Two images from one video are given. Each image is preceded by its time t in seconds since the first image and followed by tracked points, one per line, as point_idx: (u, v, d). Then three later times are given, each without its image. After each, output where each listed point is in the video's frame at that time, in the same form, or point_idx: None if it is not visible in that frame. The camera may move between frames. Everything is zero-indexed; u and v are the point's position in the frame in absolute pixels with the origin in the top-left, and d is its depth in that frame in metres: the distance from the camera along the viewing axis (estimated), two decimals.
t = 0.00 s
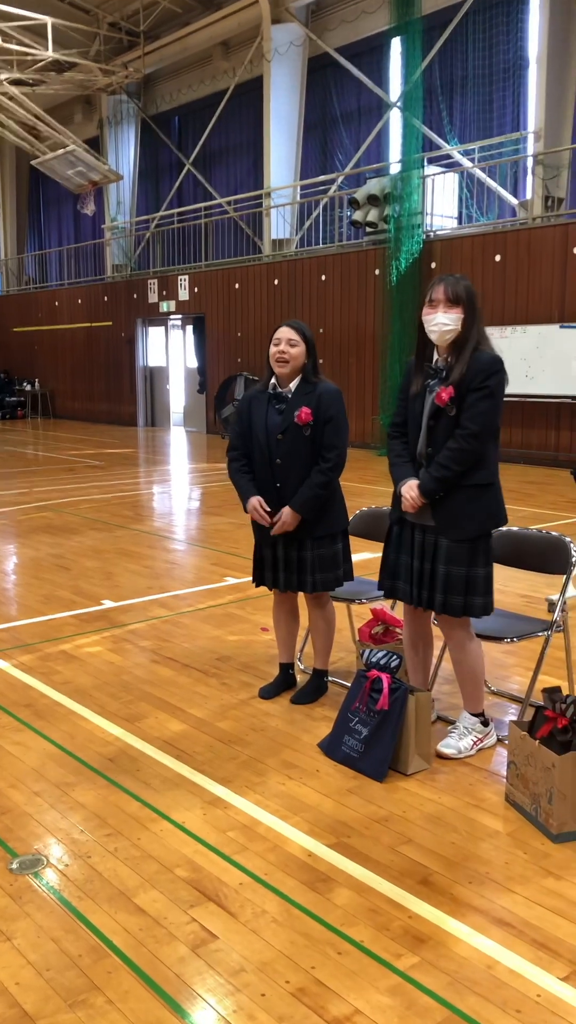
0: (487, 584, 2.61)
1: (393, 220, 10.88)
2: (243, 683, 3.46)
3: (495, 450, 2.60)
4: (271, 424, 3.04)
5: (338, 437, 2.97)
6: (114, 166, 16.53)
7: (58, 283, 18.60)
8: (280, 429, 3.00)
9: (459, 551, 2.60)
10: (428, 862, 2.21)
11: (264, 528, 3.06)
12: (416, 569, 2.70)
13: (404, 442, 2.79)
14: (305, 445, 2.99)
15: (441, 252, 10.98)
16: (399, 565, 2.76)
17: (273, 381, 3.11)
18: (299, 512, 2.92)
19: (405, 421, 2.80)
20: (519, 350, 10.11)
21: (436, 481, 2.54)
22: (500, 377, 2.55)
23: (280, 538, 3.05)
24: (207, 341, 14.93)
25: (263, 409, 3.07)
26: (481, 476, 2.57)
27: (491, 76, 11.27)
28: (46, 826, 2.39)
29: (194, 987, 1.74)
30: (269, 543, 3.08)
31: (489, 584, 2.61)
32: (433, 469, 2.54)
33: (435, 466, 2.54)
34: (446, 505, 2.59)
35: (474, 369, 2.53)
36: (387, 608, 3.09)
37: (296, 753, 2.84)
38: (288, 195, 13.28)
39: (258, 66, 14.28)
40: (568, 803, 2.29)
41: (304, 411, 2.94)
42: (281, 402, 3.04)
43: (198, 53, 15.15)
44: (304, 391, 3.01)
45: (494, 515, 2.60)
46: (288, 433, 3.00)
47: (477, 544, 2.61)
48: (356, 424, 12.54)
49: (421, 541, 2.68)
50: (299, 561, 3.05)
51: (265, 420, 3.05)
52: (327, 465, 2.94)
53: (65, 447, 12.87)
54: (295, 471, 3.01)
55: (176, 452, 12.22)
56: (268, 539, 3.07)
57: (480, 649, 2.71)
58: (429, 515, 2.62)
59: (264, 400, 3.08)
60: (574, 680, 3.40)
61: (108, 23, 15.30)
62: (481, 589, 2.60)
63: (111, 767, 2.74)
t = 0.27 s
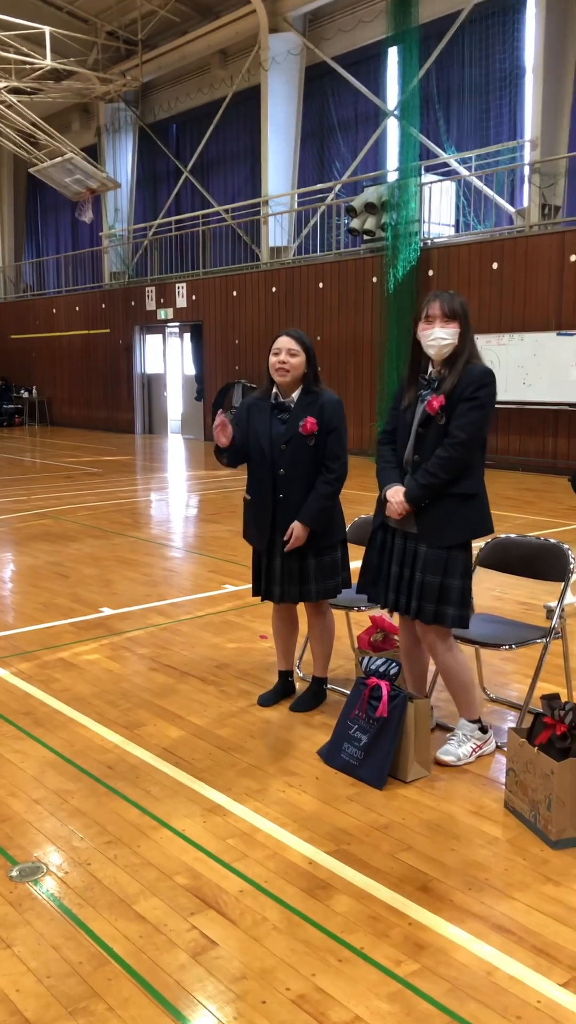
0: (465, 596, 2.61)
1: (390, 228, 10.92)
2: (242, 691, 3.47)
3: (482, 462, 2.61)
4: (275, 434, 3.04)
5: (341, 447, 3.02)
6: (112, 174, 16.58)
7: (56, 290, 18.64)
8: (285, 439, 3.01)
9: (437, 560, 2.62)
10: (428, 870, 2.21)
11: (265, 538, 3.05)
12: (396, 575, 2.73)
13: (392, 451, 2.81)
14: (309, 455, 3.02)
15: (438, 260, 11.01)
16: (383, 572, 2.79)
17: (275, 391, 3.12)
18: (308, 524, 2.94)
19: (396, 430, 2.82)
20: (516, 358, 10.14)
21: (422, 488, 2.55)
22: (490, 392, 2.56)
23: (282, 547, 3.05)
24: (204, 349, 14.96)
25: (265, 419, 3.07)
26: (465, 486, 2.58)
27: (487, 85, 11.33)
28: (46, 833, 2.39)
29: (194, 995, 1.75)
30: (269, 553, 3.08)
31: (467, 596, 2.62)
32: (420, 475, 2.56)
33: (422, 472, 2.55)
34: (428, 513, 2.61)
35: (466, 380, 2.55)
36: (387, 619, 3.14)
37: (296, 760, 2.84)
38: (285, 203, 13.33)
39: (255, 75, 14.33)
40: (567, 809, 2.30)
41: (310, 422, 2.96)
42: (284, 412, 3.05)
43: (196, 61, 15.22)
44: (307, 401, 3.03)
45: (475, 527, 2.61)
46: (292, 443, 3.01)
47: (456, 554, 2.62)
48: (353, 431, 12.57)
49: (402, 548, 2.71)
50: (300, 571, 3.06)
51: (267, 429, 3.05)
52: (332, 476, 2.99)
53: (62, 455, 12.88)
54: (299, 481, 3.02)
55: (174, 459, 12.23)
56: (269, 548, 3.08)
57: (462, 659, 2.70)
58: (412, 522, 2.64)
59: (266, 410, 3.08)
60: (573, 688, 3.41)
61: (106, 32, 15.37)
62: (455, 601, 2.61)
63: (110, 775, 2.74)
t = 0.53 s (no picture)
0: (449, 607, 2.64)
1: (387, 235, 10.95)
2: (239, 698, 3.47)
3: (471, 474, 2.63)
4: (272, 440, 3.05)
5: (339, 453, 3.03)
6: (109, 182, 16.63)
7: (53, 298, 18.65)
8: (283, 444, 3.02)
9: (422, 570, 2.64)
10: (426, 876, 2.21)
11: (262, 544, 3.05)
12: (383, 582, 2.77)
13: (383, 458, 2.83)
14: (307, 461, 3.02)
15: (435, 266, 11.05)
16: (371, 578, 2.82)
17: (270, 396, 3.11)
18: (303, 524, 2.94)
19: (388, 438, 2.84)
20: (513, 364, 10.16)
21: (411, 497, 2.56)
22: (484, 407, 2.57)
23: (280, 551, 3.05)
24: (201, 356, 14.98)
25: (262, 424, 3.06)
26: (455, 497, 2.60)
27: (483, 92, 11.37)
28: (43, 841, 2.39)
29: (192, 1002, 1.74)
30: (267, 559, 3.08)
31: (451, 607, 2.64)
32: (410, 485, 2.56)
33: (413, 482, 2.56)
34: (414, 522, 2.63)
35: (461, 393, 2.56)
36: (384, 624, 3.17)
37: (293, 767, 2.84)
38: (282, 210, 13.37)
39: (252, 83, 14.38)
40: (564, 815, 2.30)
41: (309, 428, 2.97)
42: (282, 418, 3.05)
43: (192, 70, 15.28)
44: (305, 406, 3.04)
45: (461, 539, 2.62)
46: (290, 449, 3.02)
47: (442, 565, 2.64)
48: (350, 438, 12.58)
49: (389, 555, 2.75)
50: (298, 576, 3.05)
51: (266, 435, 3.05)
52: (330, 481, 3.00)
53: (59, 462, 12.87)
54: (297, 485, 3.02)
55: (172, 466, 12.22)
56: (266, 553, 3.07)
57: (445, 662, 2.69)
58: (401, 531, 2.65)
59: (264, 416, 3.08)
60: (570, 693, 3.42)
61: (102, 41, 15.43)
62: (440, 611, 2.64)
63: (107, 782, 2.74)
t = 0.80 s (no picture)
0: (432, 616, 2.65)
1: (382, 242, 10.97)
2: (236, 704, 3.46)
3: (459, 485, 2.64)
4: (267, 446, 3.06)
5: (334, 459, 3.03)
6: (104, 190, 16.67)
7: (49, 305, 18.67)
8: (277, 451, 3.03)
9: (405, 578, 2.65)
10: (423, 881, 2.21)
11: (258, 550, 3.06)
12: (370, 586, 2.81)
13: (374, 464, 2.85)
14: (302, 467, 3.03)
15: (429, 273, 11.11)
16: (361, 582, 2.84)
17: (266, 405, 3.12)
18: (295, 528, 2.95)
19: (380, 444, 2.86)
20: (507, 370, 10.19)
21: (395, 505, 2.58)
22: (474, 421, 2.57)
23: (275, 557, 3.05)
24: (197, 363, 15.00)
25: (258, 431, 3.08)
26: (441, 508, 2.61)
27: (477, 100, 11.42)
28: (39, 849, 2.38)
29: (189, 1011, 1.74)
30: (263, 565, 3.09)
31: (435, 616, 2.65)
32: (396, 494, 2.58)
33: (399, 490, 2.58)
34: (399, 530, 2.64)
35: (452, 405, 2.57)
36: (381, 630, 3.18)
37: (290, 773, 2.83)
38: (277, 217, 13.41)
39: (246, 91, 14.43)
40: (561, 819, 2.30)
41: (303, 434, 2.98)
42: (277, 425, 3.06)
43: (187, 78, 15.33)
44: (300, 413, 3.05)
45: (445, 549, 2.63)
46: (285, 455, 3.03)
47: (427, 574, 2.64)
48: (346, 444, 12.60)
49: (376, 560, 2.80)
50: (294, 583, 3.06)
51: (261, 442, 3.07)
52: (324, 486, 2.99)
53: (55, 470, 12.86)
54: (292, 491, 3.03)
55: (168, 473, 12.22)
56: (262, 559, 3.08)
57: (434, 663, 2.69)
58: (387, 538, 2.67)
59: (259, 423, 3.09)
60: (566, 698, 3.42)
61: (97, 49, 15.49)
62: (424, 619, 2.64)
63: (104, 789, 2.73)
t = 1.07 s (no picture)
0: (421, 622, 2.64)
1: (378, 245, 10.99)
2: (232, 710, 3.45)
3: (448, 491, 2.63)
4: (266, 450, 3.05)
5: (332, 463, 3.00)
6: (100, 194, 16.68)
7: (45, 310, 18.66)
8: (275, 455, 3.02)
9: (393, 583, 2.65)
10: (420, 889, 2.20)
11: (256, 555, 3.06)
12: (362, 591, 2.82)
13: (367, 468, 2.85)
14: (300, 471, 3.01)
15: (425, 277, 11.11)
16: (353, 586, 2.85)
17: (266, 409, 3.12)
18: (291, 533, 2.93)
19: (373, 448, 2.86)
20: (504, 373, 10.16)
21: (381, 510, 2.57)
22: (463, 429, 2.56)
23: (274, 562, 3.05)
24: (193, 367, 15.00)
25: (256, 435, 3.08)
26: (429, 514, 2.60)
27: (473, 104, 11.45)
28: (33, 857, 2.36)
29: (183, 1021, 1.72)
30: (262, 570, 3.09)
31: (423, 623, 2.64)
32: (382, 499, 2.58)
33: (385, 495, 2.58)
34: (387, 536, 2.64)
35: (440, 411, 2.56)
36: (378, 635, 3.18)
37: (286, 779, 2.82)
38: (273, 221, 13.42)
39: (242, 95, 14.45)
40: (558, 826, 2.29)
41: (300, 438, 2.96)
42: (276, 429, 3.05)
43: (183, 82, 15.35)
44: (298, 417, 3.03)
45: (433, 556, 2.62)
46: (283, 460, 3.02)
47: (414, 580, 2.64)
48: (342, 448, 12.60)
49: (366, 564, 2.80)
50: (293, 587, 3.05)
51: (259, 446, 3.06)
52: (321, 491, 2.97)
53: (50, 474, 12.83)
54: (289, 495, 3.02)
55: (164, 477, 12.19)
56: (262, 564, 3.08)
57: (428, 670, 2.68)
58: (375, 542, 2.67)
59: (258, 427, 3.09)
60: (564, 704, 3.41)
61: (93, 53, 15.50)
62: (413, 625, 2.63)
63: (99, 797, 2.72)
